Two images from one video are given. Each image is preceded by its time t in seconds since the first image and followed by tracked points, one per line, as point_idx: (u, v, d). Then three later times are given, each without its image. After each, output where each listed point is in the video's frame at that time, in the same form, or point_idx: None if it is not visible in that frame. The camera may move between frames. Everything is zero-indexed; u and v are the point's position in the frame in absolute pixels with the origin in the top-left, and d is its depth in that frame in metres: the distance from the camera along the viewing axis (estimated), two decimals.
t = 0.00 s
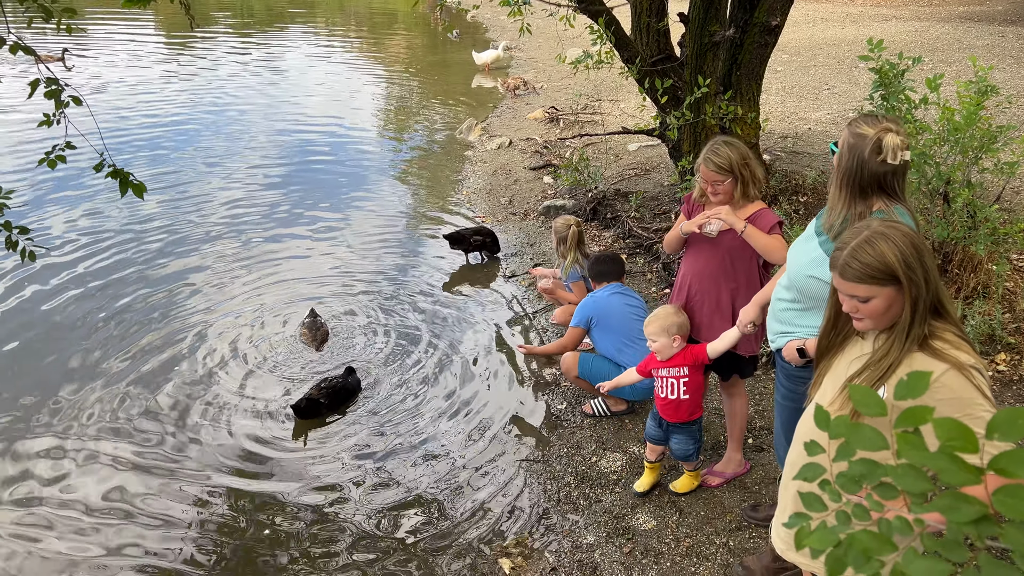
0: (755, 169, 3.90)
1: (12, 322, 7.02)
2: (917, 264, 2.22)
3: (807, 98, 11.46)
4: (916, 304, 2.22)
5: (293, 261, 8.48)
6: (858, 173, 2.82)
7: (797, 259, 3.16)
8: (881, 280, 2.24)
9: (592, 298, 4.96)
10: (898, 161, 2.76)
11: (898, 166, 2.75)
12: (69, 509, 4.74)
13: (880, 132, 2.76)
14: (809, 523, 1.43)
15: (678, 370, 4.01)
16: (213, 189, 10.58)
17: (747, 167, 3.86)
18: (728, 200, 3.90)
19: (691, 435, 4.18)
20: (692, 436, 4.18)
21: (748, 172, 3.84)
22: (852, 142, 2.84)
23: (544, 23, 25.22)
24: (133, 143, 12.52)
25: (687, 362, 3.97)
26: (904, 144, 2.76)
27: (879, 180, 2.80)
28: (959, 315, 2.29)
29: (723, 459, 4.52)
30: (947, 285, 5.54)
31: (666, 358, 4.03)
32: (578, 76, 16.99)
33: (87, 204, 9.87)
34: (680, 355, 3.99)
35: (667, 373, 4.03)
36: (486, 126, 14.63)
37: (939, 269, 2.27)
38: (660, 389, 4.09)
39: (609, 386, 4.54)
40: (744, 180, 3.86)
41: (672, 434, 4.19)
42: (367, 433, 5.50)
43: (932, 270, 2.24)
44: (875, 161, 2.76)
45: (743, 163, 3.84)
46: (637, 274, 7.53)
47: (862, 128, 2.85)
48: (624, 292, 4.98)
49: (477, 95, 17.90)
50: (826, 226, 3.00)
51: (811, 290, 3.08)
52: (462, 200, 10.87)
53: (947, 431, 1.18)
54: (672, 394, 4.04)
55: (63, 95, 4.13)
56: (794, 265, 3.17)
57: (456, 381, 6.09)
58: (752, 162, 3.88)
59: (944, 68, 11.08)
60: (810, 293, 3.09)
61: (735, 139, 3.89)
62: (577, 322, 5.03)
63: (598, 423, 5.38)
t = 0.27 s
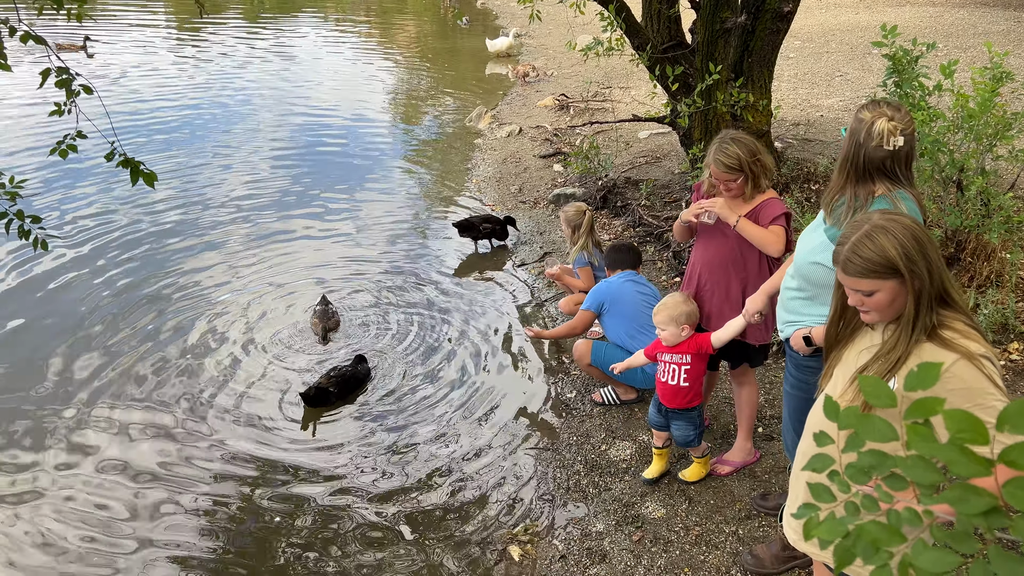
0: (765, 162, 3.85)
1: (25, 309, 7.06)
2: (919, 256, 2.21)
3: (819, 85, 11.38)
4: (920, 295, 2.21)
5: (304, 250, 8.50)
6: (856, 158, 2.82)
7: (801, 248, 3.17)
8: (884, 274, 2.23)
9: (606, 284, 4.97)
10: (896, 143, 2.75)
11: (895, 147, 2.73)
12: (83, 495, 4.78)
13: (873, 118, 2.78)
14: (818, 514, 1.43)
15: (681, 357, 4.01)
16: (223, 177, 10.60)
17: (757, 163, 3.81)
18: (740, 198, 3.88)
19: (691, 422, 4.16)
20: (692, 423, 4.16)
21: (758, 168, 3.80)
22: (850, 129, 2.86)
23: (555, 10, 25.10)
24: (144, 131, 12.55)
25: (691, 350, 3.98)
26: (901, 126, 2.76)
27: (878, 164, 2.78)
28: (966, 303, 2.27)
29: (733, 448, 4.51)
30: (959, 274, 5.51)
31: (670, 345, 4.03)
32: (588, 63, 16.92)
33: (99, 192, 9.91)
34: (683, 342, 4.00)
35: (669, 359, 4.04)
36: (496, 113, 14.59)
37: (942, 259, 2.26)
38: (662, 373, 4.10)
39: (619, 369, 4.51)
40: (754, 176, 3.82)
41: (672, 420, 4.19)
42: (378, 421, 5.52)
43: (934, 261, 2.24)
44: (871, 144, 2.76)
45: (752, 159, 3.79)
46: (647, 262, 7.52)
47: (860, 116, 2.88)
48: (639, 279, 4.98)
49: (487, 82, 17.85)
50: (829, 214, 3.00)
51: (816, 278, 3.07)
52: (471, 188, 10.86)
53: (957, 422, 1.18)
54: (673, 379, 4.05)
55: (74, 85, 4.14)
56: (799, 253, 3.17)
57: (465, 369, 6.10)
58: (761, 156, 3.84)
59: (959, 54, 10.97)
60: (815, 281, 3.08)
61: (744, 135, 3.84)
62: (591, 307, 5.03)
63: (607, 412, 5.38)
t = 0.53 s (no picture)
0: (775, 160, 3.82)
1: (38, 301, 7.11)
2: (919, 250, 2.22)
3: (830, 77, 11.31)
4: (924, 289, 2.21)
5: (313, 242, 8.52)
6: (862, 149, 2.81)
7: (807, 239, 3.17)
8: (884, 270, 2.24)
9: (621, 275, 4.96)
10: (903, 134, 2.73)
11: (899, 140, 2.71)
12: (95, 485, 4.82)
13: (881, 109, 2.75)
14: (828, 506, 1.42)
15: (699, 349, 4.02)
16: (233, 169, 10.63)
17: (767, 161, 3.79)
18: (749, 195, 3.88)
19: (707, 413, 4.18)
20: (708, 415, 4.18)
21: (767, 169, 3.78)
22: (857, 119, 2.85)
23: (565, 1, 25.01)
24: (154, 123, 12.59)
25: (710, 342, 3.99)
26: (907, 117, 2.73)
27: (884, 155, 2.76)
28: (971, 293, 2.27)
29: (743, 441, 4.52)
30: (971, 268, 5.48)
31: (689, 336, 4.04)
32: (598, 55, 16.86)
33: (110, 184, 9.95)
34: (702, 334, 4.02)
35: (687, 350, 4.06)
36: (505, 106, 14.56)
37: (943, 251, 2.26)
38: (678, 365, 4.12)
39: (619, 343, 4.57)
40: (763, 175, 3.80)
41: (687, 413, 4.20)
42: (387, 413, 5.54)
43: (936, 253, 2.24)
44: (876, 136, 2.75)
45: (761, 157, 3.76)
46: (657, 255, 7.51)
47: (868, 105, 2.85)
48: (654, 272, 4.98)
49: (496, 74, 17.82)
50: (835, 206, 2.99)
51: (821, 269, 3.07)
52: (481, 181, 10.86)
53: (970, 413, 1.17)
54: (690, 371, 4.07)
55: (86, 76, 4.15)
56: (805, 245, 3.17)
57: (475, 361, 6.11)
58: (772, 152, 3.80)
59: (972, 46, 10.88)
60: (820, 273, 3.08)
61: (754, 131, 3.82)
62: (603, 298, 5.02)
63: (616, 404, 5.39)
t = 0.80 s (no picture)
0: (780, 161, 3.81)
1: (46, 296, 7.14)
2: (912, 265, 2.20)
3: (838, 76, 11.27)
4: (919, 303, 2.21)
5: (320, 238, 8.54)
6: (866, 147, 2.81)
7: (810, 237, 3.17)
8: (878, 285, 2.23)
9: (631, 274, 4.95)
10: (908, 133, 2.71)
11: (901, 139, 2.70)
12: (103, 480, 4.84)
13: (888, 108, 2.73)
14: (836, 504, 1.42)
15: (706, 345, 4.02)
16: (241, 166, 10.66)
17: (770, 163, 3.78)
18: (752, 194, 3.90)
19: (713, 412, 4.18)
20: (714, 413, 4.18)
21: (768, 171, 3.78)
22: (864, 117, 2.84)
23: None
24: (162, 120, 12.62)
25: (719, 339, 3.99)
26: (911, 116, 2.71)
27: (887, 154, 2.75)
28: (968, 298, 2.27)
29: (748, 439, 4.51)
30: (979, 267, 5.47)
31: (699, 332, 4.03)
32: (605, 53, 16.84)
33: (118, 180, 9.98)
34: (712, 330, 4.01)
35: (695, 346, 4.05)
36: (512, 104, 14.56)
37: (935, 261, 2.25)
38: (685, 361, 4.11)
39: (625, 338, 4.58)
40: (765, 176, 3.81)
41: (694, 411, 4.20)
42: (394, 410, 5.55)
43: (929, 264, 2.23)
44: (880, 134, 2.74)
45: (763, 159, 3.76)
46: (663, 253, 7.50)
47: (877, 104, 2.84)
48: (666, 271, 4.95)
49: (503, 72, 17.81)
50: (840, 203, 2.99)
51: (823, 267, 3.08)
52: (487, 178, 10.86)
53: (979, 412, 1.18)
54: (696, 367, 4.06)
55: (95, 73, 4.15)
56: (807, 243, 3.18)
57: (481, 358, 6.12)
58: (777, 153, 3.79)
59: (981, 44, 10.83)
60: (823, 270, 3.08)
61: (759, 131, 3.81)
62: (613, 297, 5.02)
63: (622, 403, 5.39)
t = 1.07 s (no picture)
0: (777, 162, 3.81)
1: (50, 296, 7.16)
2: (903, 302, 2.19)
3: (842, 79, 11.26)
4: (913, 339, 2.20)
5: (323, 239, 8.55)
6: (870, 150, 2.81)
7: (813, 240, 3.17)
8: (867, 324, 2.22)
9: (634, 277, 4.93)
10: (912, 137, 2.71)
11: (907, 141, 2.70)
12: (105, 480, 4.85)
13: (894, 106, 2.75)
14: (836, 507, 1.42)
15: (708, 347, 4.02)
16: (244, 166, 10.67)
17: (766, 164, 3.79)
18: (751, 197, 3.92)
19: (716, 415, 4.21)
20: (717, 416, 4.21)
21: (762, 173, 3.78)
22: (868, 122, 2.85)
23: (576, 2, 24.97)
24: (166, 121, 12.64)
25: (721, 342, 3.99)
26: (915, 119, 2.72)
27: (891, 157, 2.74)
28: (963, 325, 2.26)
29: (751, 442, 4.51)
30: (983, 271, 5.47)
31: (703, 334, 4.02)
32: (609, 55, 16.83)
33: (122, 180, 10.01)
34: (715, 332, 4.01)
35: (697, 348, 4.06)
36: (516, 105, 14.56)
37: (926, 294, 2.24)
38: (687, 363, 4.10)
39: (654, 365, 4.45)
40: (762, 177, 3.82)
41: (698, 414, 4.22)
42: (396, 411, 5.56)
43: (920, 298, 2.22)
44: (885, 136, 2.74)
45: (758, 160, 3.78)
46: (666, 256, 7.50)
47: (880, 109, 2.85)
48: (669, 274, 4.91)
49: (506, 74, 17.82)
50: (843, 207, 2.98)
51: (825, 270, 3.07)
52: (490, 180, 10.86)
53: (981, 415, 1.17)
54: (697, 368, 4.05)
55: (99, 73, 4.16)
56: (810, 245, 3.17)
57: (483, 359, 6.13)
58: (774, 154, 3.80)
59: (986, 48, 10.81)
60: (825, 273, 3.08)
61: (754, 132, 3.83)
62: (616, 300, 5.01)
63: (625, 405, 5.38)
